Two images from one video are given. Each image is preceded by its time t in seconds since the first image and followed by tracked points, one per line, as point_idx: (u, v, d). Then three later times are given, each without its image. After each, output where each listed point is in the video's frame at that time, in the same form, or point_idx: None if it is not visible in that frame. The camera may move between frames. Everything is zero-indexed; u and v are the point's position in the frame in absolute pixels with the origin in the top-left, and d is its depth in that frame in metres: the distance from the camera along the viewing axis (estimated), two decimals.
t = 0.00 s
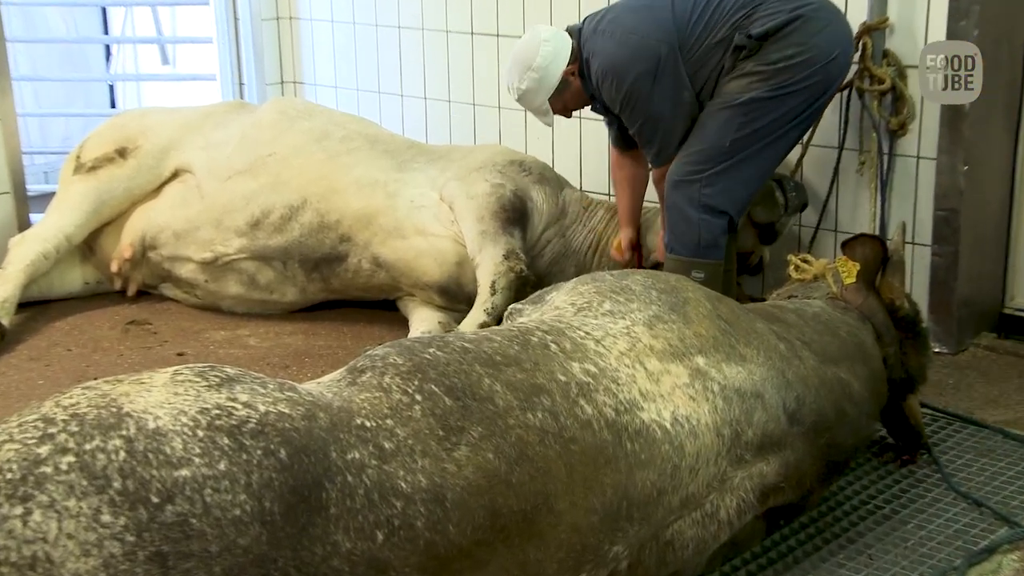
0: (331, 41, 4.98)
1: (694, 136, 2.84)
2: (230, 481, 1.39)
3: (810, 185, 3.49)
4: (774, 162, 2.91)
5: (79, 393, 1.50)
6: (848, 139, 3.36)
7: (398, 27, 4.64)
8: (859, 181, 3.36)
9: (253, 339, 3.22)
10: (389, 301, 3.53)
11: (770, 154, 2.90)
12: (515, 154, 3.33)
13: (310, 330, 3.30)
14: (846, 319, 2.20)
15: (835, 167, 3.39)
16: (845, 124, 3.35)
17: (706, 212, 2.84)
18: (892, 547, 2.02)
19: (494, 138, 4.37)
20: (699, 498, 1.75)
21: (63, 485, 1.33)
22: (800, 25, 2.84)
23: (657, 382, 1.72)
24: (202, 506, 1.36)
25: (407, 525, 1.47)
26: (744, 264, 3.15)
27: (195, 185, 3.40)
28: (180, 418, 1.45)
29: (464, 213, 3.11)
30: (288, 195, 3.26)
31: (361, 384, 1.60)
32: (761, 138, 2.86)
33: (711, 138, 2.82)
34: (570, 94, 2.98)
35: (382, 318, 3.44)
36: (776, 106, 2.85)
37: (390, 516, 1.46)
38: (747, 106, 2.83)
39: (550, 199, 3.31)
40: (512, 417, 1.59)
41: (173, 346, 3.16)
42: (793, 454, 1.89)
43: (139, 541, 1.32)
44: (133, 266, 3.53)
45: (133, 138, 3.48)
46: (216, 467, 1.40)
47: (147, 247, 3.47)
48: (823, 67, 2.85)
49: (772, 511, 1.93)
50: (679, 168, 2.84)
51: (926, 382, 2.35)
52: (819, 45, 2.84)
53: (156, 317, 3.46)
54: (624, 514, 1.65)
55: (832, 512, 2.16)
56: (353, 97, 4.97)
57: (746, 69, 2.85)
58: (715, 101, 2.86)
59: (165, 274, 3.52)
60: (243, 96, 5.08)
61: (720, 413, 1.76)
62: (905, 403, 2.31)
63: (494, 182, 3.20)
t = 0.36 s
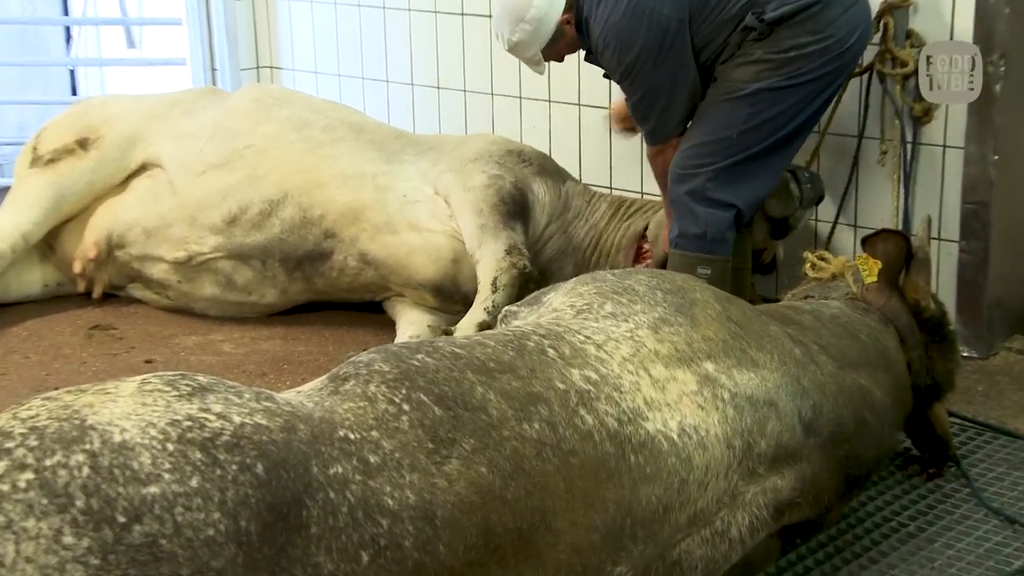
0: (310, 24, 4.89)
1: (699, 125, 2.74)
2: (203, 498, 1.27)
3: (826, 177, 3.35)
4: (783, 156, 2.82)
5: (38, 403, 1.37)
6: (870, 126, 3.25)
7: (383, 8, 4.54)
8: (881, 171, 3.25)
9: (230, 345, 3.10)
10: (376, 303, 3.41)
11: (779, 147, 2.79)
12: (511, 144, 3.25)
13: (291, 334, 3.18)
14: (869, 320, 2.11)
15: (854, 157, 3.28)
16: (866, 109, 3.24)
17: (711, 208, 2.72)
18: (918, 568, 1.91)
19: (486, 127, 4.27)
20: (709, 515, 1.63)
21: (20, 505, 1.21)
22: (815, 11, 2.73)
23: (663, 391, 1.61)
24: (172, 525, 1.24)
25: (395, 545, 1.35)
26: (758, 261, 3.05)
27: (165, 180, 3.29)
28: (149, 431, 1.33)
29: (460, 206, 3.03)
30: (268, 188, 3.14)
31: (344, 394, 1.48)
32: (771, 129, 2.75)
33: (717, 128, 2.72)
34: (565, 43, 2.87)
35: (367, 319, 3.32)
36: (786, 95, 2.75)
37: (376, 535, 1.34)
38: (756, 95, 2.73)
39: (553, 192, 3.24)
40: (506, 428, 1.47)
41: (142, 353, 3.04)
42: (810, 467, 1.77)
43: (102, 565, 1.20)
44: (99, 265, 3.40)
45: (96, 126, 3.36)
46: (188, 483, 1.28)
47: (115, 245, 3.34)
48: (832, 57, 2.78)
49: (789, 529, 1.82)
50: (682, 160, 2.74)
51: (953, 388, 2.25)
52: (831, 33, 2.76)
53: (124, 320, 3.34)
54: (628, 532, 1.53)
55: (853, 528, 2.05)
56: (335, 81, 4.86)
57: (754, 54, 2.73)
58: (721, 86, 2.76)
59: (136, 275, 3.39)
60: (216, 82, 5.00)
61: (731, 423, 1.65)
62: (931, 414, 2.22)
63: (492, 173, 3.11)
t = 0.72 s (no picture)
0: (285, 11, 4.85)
1: (708, 115, 2.63)
2: (172, 516, 1.17)
3: (843, 171, 3.27)
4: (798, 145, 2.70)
5: None
6: (888, 118, 3.16)
7: None
8: (901, 165, 3.16)
9: (200, 352, 2.98)
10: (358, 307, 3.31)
11: (792, 137, 2.68)
12: (501, 135, 3.16)
13: (264, 340, 3.07)
14: (888, 325, 2.02)
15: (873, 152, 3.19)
16: (886, 100, 3.14)
17: (722, 204, 2.63)
18: None
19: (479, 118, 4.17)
20: (716, 533, 1.52)
21: None
22: None
23: (667, 401, 1.51)
24: (140, 546, 1.14)
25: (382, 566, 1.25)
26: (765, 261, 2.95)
27: (130, 171, 3.16)
28: (116, 443, 1.22)
29: (436, 197, 2.94)
30: (240, 182, 3.04)
31: (323, 405, 1.38)
32: (784, 119, 2.65)
33: (727, 118, 2.61)
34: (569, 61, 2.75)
35: (345, 325, 3.21)
36: (800, 80, 2.63)
37: (358, 555, 1.24)
38: (769, 80, 2.61)
39: (540, 186, 3.14)
40: (499, 441, 1.37)
41: (107, 361, 2.92)
42: (825, 484, 1.67)
43: None
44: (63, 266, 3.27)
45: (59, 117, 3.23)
46: (157, 501, 1.18)
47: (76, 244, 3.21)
48: (853, 35, 2.63)
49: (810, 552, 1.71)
50: (692, 152, 2.62)
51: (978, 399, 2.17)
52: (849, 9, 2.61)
53: (86, 325, 3.21)
54: (630, 551, 1.43)
55: (873, 551, 1.95)
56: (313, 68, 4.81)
57: (768, 37, 2.62)
58: (731, 72, 2.65)
59: (99, 278, 3.26)
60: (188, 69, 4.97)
61: (739, 435, 1.54)
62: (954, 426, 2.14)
63: (472, 164, 3.02)
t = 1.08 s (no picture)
0: None
1: (717, 108, 2.55)
2: (142, 538, 1.08)
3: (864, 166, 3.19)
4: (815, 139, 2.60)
5: None
6: (911, 110, 3.08)
7: None
8: (924, 160, 3.08)
9: (172, 360, 2.85)
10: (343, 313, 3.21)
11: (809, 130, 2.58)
12: (496, 127, 3.06)
13: (240, 348, 2.95)
14: (909, 331, 1.94)
15: (894, 144, 3.11)
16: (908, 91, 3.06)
17: (735, 200, 2.53)
18: None
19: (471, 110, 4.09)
20: (726, 554, 1.43)
21: None
22: None
23: (672, 413, 1.41)
24: (106, 568, 1.05)
25: None
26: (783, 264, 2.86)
27: (95, 170, 3.07)
28: (81, 459, 1.13)
29: (432, 196, 2.87)
30: (215, 177, 2.95)
31: (306, 416, 1.28)
32: (800, 111, 2.55)
33: (740, 110, 2.52)
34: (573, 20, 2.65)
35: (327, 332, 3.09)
36: (816, 70, 2.54)
37: None
38: (784, 70, 2.52)
39: (543, 175, 3.07)
40: (493, 455, 1.27)
41: (72, 369, 2.78)
42: (843, 501, 1.57)
43: None
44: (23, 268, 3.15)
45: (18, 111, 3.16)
46: (123, 521, 1.08)
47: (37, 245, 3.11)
48: (872, 22, 2.56)
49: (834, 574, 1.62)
50: (703, 146, 2.53)
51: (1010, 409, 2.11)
52: None
53: (48, 330, 3.07)
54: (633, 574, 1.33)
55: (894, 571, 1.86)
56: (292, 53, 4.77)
57: (786, 21, 2.52)
58: (745, 58, 2.56)
59: (64, 280, 3.15)
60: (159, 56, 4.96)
61: (751, 449, 1.45)
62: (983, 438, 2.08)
63: (470, 159, 2.94)
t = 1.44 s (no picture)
0: None
1: (732, 95, 2.43)
2: (107, 559, 0.99)
3: (885, 157, 3.10)
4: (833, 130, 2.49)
5: None
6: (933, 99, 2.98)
7: None
8: (949, 153, 2.98)
9: (139, 369, 2.74)
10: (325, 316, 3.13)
11: (827, 121, 2.46)
12: (488, 118, 2.99)
13: (214, 354, 2.85)
14: (932, 335, 1.91)
15: (915, 135, 3.02)
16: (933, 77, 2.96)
17: (751, 197, 2.42)
18: None
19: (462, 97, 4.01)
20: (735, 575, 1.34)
21: None
22: None
23: (678, 424, 1.32)
24: None
25: None
26: (798, 264, 2.79)
27: (60, 160, 2.95)
28: (39, 474, 1.04)
29: (415, 188, 2.78)
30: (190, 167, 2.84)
31: (283, 427, 1.18)
32: (817, 100, 2.43)
33: (755, 99, 2.40)
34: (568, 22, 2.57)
35: (309, 340, 2.98)
36: (834, 56, 2.42)
37: None
38: (800, 56, 2.40)
39: (534, 171, 2.97)
40: (484, 469, 1.18)
41: (34, 379, 2.66)
42: (860, 518, 1.48)
43: None
44: None
45: None
46: (86, 543, 0.99)
47: None
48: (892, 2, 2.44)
49: None
50: (715, 139, 2.42)
51: None
52: None
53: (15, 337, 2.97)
54: None
55: None
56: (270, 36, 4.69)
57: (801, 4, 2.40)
58: (759, 44, 2.44)
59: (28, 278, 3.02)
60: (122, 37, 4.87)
61: (762, 463, 1.36)
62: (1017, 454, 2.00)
63: (457, 149, 2.85)
